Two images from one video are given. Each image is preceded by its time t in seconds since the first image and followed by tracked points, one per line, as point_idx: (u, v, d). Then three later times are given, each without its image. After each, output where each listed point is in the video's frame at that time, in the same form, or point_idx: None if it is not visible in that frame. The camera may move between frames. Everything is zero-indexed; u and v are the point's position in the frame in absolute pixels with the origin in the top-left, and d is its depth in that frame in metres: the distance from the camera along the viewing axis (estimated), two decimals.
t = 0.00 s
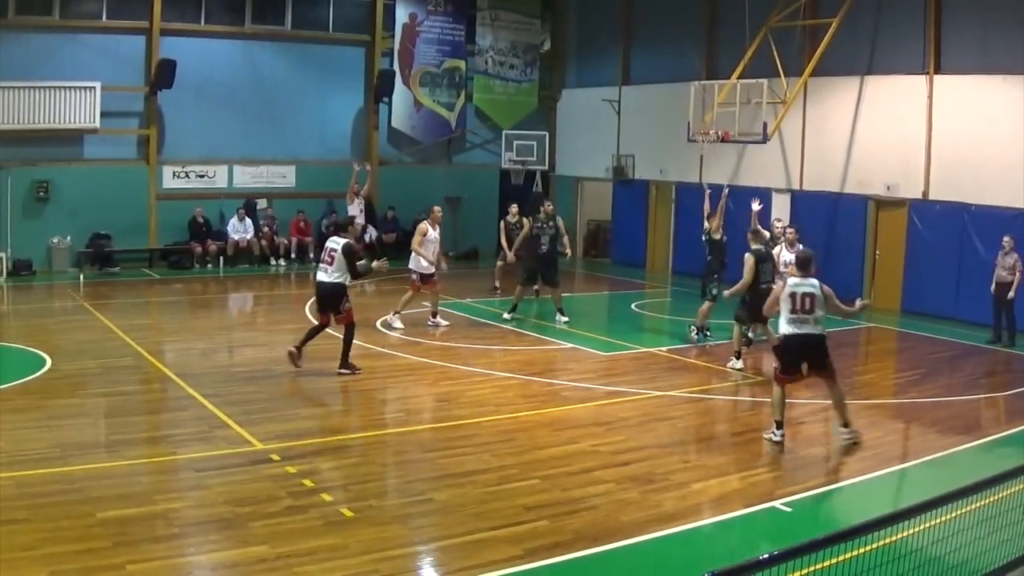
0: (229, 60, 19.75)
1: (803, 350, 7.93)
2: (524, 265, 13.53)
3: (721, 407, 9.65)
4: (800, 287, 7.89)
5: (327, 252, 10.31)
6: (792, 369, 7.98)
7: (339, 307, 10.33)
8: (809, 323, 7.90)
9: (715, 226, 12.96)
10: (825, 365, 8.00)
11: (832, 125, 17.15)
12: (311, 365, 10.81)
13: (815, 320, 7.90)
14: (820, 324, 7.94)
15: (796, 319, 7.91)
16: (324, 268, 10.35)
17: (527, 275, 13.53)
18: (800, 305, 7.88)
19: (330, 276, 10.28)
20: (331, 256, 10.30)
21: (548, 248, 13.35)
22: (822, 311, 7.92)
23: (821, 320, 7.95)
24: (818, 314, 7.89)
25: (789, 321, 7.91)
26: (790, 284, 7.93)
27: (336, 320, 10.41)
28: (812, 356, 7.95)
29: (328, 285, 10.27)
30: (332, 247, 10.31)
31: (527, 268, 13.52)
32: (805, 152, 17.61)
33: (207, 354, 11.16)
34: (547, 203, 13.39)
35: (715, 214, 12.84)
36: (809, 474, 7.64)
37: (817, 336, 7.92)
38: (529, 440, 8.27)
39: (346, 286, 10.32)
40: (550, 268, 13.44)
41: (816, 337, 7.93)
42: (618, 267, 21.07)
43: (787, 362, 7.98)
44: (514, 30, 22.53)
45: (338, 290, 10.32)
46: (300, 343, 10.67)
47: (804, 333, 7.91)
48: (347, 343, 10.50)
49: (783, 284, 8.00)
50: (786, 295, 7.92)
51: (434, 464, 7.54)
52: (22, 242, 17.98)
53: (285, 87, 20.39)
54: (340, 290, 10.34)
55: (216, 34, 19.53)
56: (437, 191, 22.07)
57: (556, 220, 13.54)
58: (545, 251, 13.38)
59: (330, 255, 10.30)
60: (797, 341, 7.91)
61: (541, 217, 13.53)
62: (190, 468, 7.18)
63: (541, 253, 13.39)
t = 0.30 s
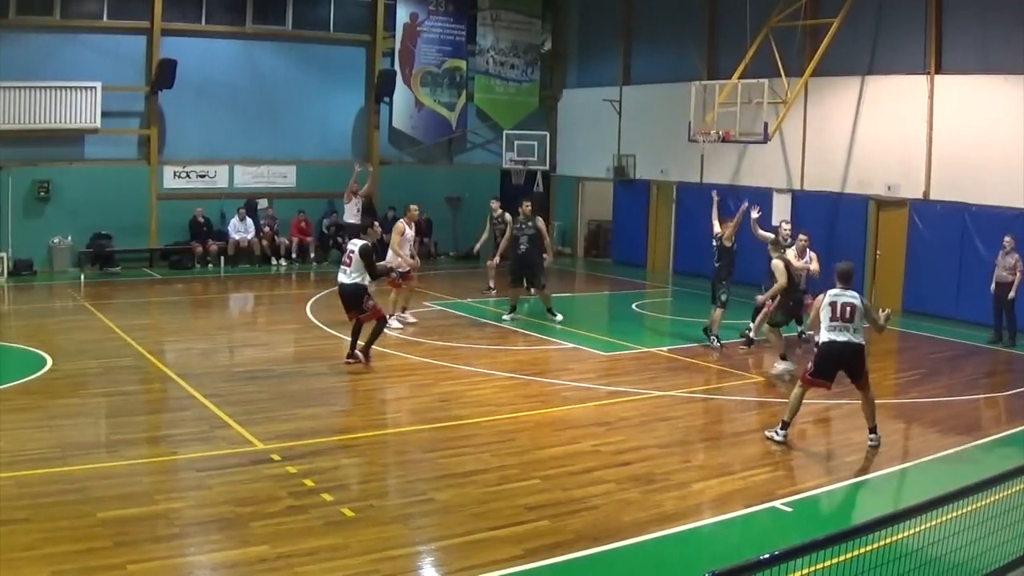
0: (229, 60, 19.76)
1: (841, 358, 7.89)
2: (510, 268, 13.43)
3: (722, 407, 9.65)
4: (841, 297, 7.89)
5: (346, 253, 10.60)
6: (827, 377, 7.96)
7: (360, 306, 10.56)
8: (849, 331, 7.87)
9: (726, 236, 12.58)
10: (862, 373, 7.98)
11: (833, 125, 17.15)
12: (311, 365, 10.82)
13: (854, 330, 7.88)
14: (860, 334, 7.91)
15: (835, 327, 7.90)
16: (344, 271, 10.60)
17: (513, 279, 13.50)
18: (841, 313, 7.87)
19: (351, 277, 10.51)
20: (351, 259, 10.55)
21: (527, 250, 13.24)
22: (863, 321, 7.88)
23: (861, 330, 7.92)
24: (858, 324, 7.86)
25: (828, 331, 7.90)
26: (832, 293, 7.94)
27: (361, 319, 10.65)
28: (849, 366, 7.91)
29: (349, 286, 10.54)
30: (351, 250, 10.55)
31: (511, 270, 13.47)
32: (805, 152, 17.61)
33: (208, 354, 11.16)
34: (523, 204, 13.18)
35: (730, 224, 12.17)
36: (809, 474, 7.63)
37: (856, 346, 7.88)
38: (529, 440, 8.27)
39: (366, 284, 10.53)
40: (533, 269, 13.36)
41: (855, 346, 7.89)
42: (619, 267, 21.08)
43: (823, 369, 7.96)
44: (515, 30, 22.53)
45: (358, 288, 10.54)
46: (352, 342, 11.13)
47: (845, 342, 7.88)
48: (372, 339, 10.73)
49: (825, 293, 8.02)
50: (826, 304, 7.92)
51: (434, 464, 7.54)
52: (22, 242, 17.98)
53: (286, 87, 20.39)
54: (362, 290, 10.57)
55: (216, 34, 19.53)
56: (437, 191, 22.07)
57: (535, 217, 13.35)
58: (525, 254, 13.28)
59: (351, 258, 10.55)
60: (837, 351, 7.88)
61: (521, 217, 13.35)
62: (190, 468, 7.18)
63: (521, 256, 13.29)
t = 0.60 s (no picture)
0: (229, 60, 19.76)
1: (858, 355, 7.92)
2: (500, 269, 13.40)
3: (722, 407, 9.65)
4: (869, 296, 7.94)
5: (364, 259, 10.65)
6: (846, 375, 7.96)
7: (380, 308, 10.59)
8: (871, 330, 7.91)
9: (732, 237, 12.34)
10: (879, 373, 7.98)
11: (833, 125, 17.15)
12: (312, 365, 10.82)
13: (877, 329, 7.90)
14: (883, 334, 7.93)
15: (858, 325, 7.95)
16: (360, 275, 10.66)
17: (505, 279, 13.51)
18: (866, 311, 7.92)
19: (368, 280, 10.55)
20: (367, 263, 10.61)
21: (516, 253, 13.18)
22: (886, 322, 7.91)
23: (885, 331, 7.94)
24: (881, 323, 7.88)
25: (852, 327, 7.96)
26: (862, 291, 8.02)
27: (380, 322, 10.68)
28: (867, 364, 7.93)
29: (366, 290, 10.55)
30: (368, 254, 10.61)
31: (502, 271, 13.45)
32: (805, 152, 17.61)
33: (208, 354, 11.16)
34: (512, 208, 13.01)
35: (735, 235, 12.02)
36: (809, 473, 7.64)
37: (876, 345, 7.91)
38: (529, 440, 8.27)
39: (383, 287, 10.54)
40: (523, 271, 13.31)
41: (876, 345, 7.91)
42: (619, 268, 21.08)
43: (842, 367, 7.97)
44: (515, 30, 22.53)
45: (375, 292, 10.56)
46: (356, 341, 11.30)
47: (865, 339, 7.92)
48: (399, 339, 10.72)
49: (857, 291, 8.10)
50: (855, 300, 8.00)
51: (435, 464, 7.54)
52: (22, 242, 17.97)
53: (286, 87, 20.39)
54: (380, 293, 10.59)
55: (216, 34, 19.53)
56: (437, 190, 22.07)
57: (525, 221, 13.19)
58: (514, 257, 13.22)
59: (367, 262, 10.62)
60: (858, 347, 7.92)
61: (509, 219, 13.20)
62: (190, 468, 7.18)
63: (510, 259, 13.24)
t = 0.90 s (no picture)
0: (229, 60, 19.75)
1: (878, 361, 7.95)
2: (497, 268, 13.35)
3: (721, 407, 9.65)
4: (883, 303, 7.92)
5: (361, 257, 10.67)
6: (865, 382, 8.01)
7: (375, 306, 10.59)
8: (885, 337, 7.92)
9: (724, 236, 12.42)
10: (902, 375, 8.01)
11: (832, 125, 17.15)
12: (312, 365, 10.81)
13: (892, 336, 7.91)
14: (898, 340, 7.93)
15: (875, 332, 7.96)
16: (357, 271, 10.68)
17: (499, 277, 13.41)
18: (880, 317, 7.93)
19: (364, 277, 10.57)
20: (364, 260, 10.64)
21: (510, 252, 13.03)
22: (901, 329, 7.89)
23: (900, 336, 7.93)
24: (895, 331, 7.88)
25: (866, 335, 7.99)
26: (878, 296, 8.00)
27: (375, 322, 10.70)
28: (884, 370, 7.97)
29: (362, 288, 10.56)
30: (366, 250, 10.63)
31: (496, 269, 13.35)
32: (805, 152, 17.61)
33: (208, 354, 11.16)
34: (510, 205, 12.88)
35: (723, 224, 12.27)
36: (809, 473, 7.64)
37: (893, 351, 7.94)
38: (529, 440, 8.27)
39: (377, 285, 10.53)
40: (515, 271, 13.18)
41: (890, 351, 7.94)
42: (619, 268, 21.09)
43: (862, 373, 8.01)
44: (515, 30, 22.53)
45: (372, 290, 10.57)
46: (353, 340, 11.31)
47: (881, 346, 7.94)
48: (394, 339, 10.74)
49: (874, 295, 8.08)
50: (871, 305, 8.00)
51: (435, 464, 7.54)
52: (22, 242, 17.97)
53: (285, 86, 20.38)
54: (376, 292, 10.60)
55: (215, 33, 19.53)
56: (437, 190, 22.07)
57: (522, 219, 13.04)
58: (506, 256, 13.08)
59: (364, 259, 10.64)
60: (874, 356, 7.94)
61: (508, 218, 13.13)
62: (190, 468, 7.18)
63: (504, 257, 13.11)
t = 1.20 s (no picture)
0: (229, 60, 19.75)
1: (885, 339, 8.00)
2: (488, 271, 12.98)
3: (721, 406, 9.65)
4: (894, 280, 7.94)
5: (356, 249, 10.67)
6: (879, 363, 8.05)
7: (367, 301, 10.62)
8: (901, 312, 7.97)
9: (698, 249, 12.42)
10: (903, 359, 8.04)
11: (833, 125, 17.15)
12: (312, 365, 10.82)
13: (907, 311, 7.96)
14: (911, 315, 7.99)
15: (888, 307, 7.99)
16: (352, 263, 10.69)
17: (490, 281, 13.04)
18: (895, 294, 7.95)
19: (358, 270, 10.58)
20: (360, 252, 10.64)
21: (502, 252, 12.73)
22: (913, 302, 7.97)
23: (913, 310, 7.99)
24: (910, 306, 7.94)
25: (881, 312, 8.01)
26: (889, 273, 8.00)
27: (368, 317, 10.71)
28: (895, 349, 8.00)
29: (355, 280, 10.60)
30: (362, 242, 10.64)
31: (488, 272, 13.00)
32: (805, 152, 17.61)
33: (208, 354, 11.16)
34: (502, 202, 12.78)
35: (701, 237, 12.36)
36: (809, 473, 7.64)
37: (902, 332, 7.98)
38: (529, 441, 8.27)
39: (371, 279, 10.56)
40: (508, 271, 12.86)
41: (904, 327, 8.00)
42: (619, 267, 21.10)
43: (869, 350, 8.06)
44: (515, 30, 22.52)
45: (366, 284, 10.60)
46: (354, 340, 11.31)
47: (896, 322, 7.99)
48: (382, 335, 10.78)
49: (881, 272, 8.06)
50: (884, 283, 7.99)
51: (435, 464, 7.54)
52: (22, 242, 17.97)
53: (286, 86, 20.38)
54: (370, 286, 10.61)
55: (215, 34, 19.53)
56: (437, 191, 22.07)
57: (514, 219, 12.85)
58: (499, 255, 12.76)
59: (360, 251, 10.65)
60: (887, 332, 7.99)
61: (500, 217, 12.90)
62: (190, 468, 7.18)
63: (496, 257, 12.79)
